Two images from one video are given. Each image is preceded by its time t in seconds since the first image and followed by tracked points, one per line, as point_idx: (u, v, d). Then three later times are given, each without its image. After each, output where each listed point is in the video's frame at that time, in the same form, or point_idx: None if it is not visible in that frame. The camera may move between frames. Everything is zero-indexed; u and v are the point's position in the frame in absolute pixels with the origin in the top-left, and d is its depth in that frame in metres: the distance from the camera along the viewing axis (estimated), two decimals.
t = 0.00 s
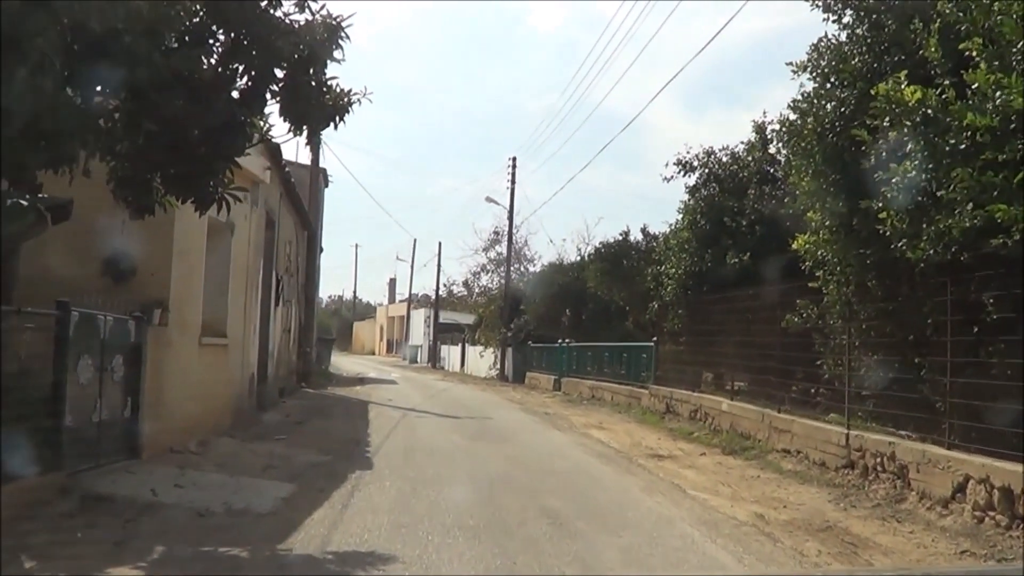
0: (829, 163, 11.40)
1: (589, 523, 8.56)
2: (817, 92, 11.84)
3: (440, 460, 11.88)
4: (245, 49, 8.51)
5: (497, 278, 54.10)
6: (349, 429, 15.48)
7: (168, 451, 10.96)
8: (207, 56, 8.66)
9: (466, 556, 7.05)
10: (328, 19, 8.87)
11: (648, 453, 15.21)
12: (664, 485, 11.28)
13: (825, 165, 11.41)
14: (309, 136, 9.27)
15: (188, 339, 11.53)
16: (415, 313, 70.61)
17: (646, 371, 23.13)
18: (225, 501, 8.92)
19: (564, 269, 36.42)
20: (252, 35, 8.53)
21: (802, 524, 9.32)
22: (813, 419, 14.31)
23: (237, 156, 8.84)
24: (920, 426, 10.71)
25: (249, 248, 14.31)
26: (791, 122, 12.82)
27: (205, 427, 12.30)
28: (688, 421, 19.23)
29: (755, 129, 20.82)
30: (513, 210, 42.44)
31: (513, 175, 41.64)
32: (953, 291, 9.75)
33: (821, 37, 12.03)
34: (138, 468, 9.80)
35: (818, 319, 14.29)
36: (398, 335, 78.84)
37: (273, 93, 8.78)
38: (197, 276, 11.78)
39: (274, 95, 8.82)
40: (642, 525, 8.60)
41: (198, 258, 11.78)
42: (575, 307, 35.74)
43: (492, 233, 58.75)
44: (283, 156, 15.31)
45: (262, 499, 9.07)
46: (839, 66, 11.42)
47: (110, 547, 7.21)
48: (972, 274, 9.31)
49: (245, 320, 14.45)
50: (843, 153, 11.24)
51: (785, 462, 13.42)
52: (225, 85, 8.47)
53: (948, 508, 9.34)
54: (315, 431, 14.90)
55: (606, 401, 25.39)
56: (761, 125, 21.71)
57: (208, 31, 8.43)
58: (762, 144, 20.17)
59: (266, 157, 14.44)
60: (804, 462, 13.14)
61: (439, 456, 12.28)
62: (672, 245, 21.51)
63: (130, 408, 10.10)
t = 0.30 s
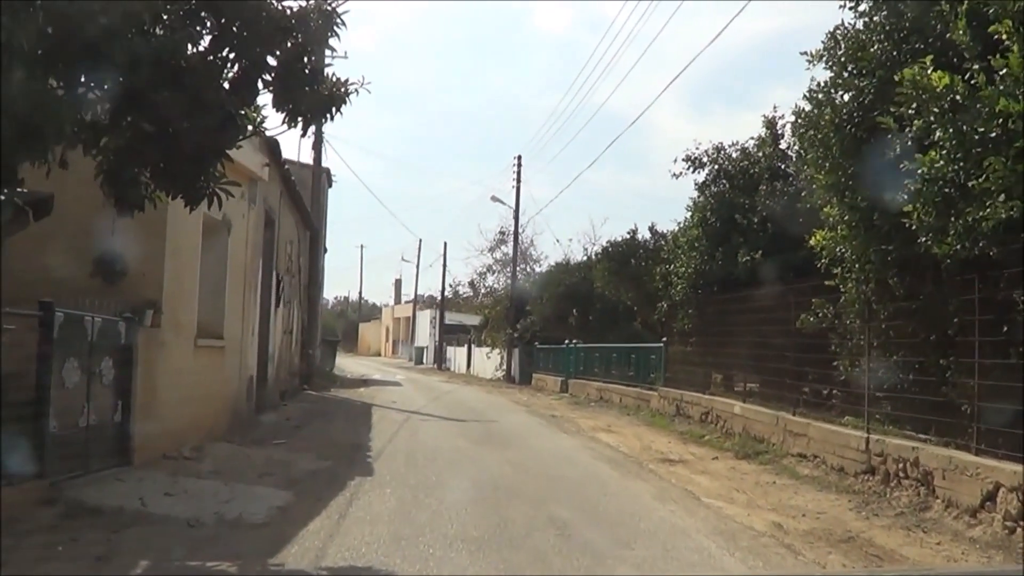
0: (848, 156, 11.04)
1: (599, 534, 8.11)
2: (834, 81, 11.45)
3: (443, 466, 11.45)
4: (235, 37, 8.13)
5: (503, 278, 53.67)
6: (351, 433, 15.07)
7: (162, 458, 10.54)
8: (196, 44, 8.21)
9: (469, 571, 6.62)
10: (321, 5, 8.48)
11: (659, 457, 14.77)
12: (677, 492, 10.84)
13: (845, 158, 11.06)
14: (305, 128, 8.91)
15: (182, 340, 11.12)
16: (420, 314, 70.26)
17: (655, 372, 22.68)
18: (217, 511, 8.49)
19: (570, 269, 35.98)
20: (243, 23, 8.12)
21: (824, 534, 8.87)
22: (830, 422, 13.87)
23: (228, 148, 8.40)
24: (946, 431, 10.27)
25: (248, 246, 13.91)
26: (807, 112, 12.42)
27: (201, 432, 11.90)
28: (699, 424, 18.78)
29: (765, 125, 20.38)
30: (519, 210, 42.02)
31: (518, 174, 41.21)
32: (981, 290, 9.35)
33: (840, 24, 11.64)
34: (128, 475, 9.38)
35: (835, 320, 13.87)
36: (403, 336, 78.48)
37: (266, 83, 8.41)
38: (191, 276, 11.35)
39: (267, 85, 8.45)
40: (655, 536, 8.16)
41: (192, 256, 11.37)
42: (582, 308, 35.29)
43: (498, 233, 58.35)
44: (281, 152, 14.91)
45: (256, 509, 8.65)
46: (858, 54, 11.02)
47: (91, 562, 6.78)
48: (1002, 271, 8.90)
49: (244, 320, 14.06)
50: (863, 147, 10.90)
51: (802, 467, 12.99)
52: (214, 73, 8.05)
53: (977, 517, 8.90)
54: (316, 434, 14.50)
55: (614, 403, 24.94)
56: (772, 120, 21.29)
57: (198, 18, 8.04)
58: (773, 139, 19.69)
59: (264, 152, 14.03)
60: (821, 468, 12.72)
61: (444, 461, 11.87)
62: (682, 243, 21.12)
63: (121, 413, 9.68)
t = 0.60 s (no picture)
0: (874, 149, 10.59)
1: (614, 548, 7.59)
2: (858, 69, 10.95)
3: (447, 474, 10.95)
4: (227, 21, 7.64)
5: (510, 279, 53.17)
6: (354, 438, 14.58)
7: (154, 465, 10.05)
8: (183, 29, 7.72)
9: None
10: None
11: (672, 463, 14.25)
12: (694, 501, 10.31)
13: (870, 151, 10.62)
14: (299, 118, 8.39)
15: (175, 341, 10.64)
16: (427, 316, 69.80)
17: (666, 373, 22.14)
18: (208, 523, 8.00)
19: (578, 269, 35.45)
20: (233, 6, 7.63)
21: (852, 546, 8.34)
22: (852, 426, 13.36)
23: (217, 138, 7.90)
24: (978, 436, 9.76)
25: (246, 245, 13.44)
26: (828, 103, 11.93)
27: (197, 437, 11.43)
28: (712, 427, 18.27)
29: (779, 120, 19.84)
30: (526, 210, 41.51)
31: (525, 173, 40.71)
32: (1019, 287, 8.86)
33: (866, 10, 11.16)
34: (115, 485, 8.89)
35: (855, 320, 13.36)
36: (410, 338, 78.03)
37: (258, 69, 7.93)
38: (184, 275, 10.86)
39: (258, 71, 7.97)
40: (674, 551, 7.63)
41: (186, 254, 10.88)
42: (590, 308, 34.75)
43: (505, 233, 57.85)
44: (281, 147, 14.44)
45: (250, 521, 8.16)
46: (883, 41, 10.53)
47: None
48: None
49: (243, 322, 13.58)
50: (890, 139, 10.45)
51: (824, 474, 12.47)
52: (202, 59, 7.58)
53: (1015, 529, 8.38)
54: (318, 439, 14.02)
55: (623, 405, 24.41)
56: (786, 115, 20.75)
57: None
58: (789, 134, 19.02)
59: (262, 148, 13.55)
60: (844, 474, 12.22)
61: (451, 468, 11.37)
62: (694, 241, 20.62)
63: (109, 419, 9.19)
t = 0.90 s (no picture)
0: (905, 139, 10.28)
1: (632, 563, 7.11)
2: (884, 56, 10.54)
3: (454, 480, 10.47)
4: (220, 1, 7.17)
5: (520, 278, 52.72)
6: (358, 441, 14.14)
7: (148, 471, 9.61)
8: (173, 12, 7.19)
9: None
10: None
11: (688, 467, 13.76)
12: (713, 509, 9.83)
13: (901, 141, 10.30)
14: (298, 108, 7.82)
15: (171, 342, 10.20)
16: (435, 316, 69.41)
17: (679, 374, 21.64)
18: (199, 535, 7.54)
19: (589, 268, 34.97)
20: None
21: (884, 560, 7.85)
22: (875, 430, 12.87)
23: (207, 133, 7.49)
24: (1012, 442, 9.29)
25: (250, 241, 13.03)
26: (852, 91, 11.56)
27: (194, 441, 11.00)
28: (727, 429, 17.79)
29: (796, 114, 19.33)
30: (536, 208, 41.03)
31: (535, 171, 40.24)
32: None
33: None
34: (104, 493, 8.45)
35: (879, 319, 12.92)
36: (418, 337, 77.71)
37: (255, 53, 7.44)
38: (181, 272, 10.43)
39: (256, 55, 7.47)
40: (697, 566, 7.14)
41: (182, 251, 10.45)
42: (600, 307, 34.25)
43: (514, 232, 57.40)
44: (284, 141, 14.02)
45: (244, 533, 7.70)
46: (913, 26, 10.14)
47: None
48: None
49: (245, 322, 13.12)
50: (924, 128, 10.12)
51: (847, 480, 12.00)
52: (194, 42, 7.12)
53: None
54: (321, 443, 13.59)
55: (635, 406, 23.93)
56: (803, 109, 20.21)
57: None
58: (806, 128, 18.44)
59: (264, 141, 13.14)
60: (868, 480, 11.75)
61: (459, 474, 10.90)
62: (708, 238, 20.15)
63: (98, 423, 8.75)
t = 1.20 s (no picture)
0: (944, 128, 9.67)
1: None
2: (920, 39, 9.94)
3: (465, 490, 9.93)
4: None
5: (533, 278, 52.19)
6: (366, 446, 13.61)
7: (141, 481, 9.09)
8: None
9: None
10: None
11: (710, 474, 13.16)
12: (740, 522, 9.25)
13: (940, 130, 9.69)
14: (294, 93, 7.36)
15: (167, 342, 9.70)
16: (448, 316, 68.94)
17: (698, 376, 21.04)
18: (190, 552, 7.01)
19: (603, 268, 34.38)
20: None
21: None
22: (906, 435, 12.27)
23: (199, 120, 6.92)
24: None
25: (253, 238, 12.49)
26: (889, 77, 10.96)
27: (192, 447, 10.49)
28: (748, 434, 17.20)
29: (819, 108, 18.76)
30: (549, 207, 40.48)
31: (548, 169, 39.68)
32: None
33: None
34: (92, 504, 7.94)
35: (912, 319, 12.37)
36: (431, 338, 77.28)
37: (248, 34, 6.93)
38: (177, 269, 9.91)
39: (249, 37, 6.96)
40: None
41: (178, 247, 9.95)
42: (615, 307, 33.65)
43: (527, 232, 56.87)
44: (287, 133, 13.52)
45: (239, 549, 7.16)
46: (953, 7, 9.52)
47: None
48: None
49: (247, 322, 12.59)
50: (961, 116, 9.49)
51: (879, 489, 11.41)
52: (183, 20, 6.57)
53: None
54: (327, 448, 13.07)
55: (652, 409, 23.33)
56: (825, 102, 19.60)
57: None
58: (829, 121, 17.80)
59: (267, 134, 12.62)
60: (901, 489, 11.15)
61: (470, 483, 10.36)
62: (727, 236, 19.56)
63: (87, 430, 8.23)
